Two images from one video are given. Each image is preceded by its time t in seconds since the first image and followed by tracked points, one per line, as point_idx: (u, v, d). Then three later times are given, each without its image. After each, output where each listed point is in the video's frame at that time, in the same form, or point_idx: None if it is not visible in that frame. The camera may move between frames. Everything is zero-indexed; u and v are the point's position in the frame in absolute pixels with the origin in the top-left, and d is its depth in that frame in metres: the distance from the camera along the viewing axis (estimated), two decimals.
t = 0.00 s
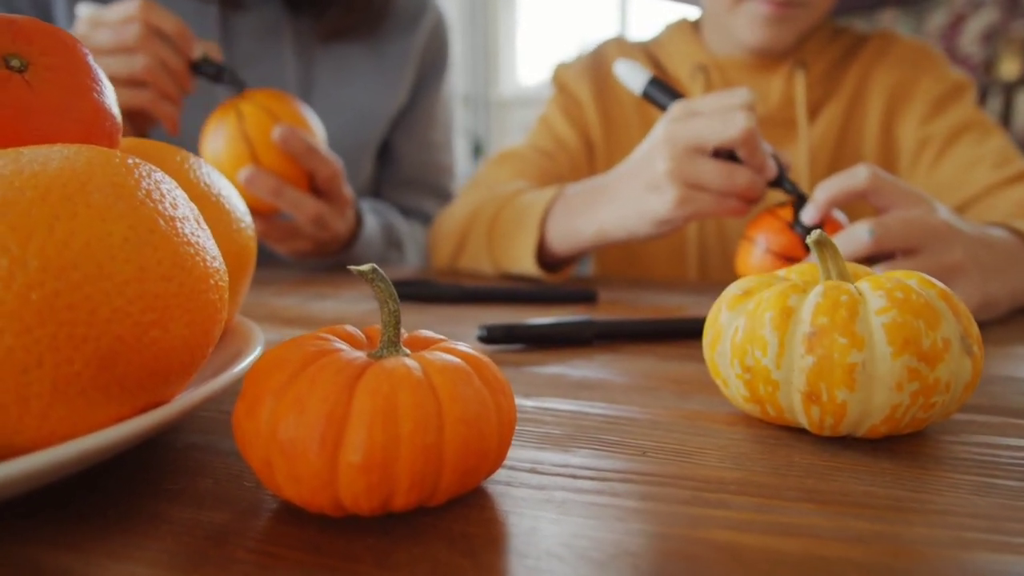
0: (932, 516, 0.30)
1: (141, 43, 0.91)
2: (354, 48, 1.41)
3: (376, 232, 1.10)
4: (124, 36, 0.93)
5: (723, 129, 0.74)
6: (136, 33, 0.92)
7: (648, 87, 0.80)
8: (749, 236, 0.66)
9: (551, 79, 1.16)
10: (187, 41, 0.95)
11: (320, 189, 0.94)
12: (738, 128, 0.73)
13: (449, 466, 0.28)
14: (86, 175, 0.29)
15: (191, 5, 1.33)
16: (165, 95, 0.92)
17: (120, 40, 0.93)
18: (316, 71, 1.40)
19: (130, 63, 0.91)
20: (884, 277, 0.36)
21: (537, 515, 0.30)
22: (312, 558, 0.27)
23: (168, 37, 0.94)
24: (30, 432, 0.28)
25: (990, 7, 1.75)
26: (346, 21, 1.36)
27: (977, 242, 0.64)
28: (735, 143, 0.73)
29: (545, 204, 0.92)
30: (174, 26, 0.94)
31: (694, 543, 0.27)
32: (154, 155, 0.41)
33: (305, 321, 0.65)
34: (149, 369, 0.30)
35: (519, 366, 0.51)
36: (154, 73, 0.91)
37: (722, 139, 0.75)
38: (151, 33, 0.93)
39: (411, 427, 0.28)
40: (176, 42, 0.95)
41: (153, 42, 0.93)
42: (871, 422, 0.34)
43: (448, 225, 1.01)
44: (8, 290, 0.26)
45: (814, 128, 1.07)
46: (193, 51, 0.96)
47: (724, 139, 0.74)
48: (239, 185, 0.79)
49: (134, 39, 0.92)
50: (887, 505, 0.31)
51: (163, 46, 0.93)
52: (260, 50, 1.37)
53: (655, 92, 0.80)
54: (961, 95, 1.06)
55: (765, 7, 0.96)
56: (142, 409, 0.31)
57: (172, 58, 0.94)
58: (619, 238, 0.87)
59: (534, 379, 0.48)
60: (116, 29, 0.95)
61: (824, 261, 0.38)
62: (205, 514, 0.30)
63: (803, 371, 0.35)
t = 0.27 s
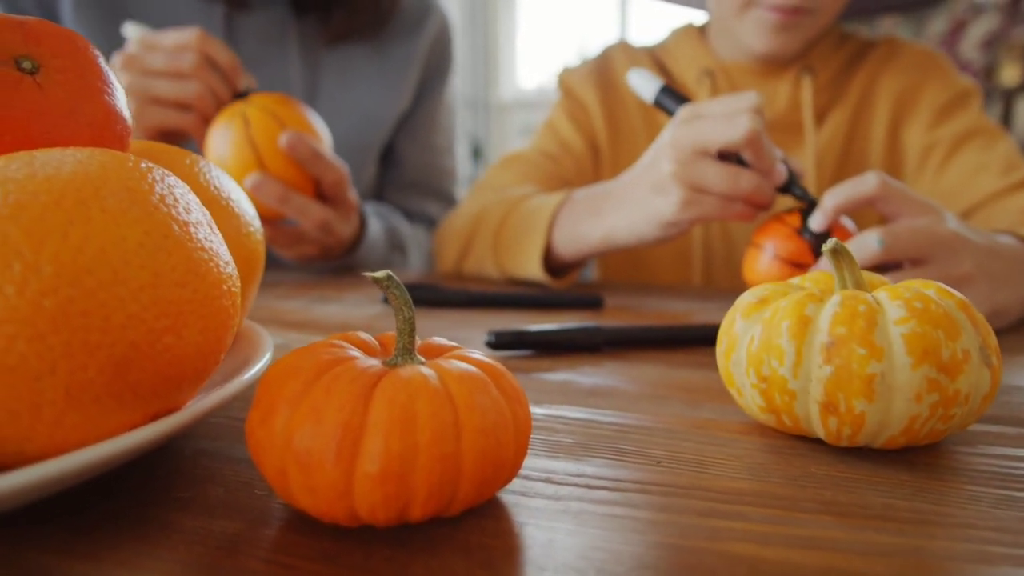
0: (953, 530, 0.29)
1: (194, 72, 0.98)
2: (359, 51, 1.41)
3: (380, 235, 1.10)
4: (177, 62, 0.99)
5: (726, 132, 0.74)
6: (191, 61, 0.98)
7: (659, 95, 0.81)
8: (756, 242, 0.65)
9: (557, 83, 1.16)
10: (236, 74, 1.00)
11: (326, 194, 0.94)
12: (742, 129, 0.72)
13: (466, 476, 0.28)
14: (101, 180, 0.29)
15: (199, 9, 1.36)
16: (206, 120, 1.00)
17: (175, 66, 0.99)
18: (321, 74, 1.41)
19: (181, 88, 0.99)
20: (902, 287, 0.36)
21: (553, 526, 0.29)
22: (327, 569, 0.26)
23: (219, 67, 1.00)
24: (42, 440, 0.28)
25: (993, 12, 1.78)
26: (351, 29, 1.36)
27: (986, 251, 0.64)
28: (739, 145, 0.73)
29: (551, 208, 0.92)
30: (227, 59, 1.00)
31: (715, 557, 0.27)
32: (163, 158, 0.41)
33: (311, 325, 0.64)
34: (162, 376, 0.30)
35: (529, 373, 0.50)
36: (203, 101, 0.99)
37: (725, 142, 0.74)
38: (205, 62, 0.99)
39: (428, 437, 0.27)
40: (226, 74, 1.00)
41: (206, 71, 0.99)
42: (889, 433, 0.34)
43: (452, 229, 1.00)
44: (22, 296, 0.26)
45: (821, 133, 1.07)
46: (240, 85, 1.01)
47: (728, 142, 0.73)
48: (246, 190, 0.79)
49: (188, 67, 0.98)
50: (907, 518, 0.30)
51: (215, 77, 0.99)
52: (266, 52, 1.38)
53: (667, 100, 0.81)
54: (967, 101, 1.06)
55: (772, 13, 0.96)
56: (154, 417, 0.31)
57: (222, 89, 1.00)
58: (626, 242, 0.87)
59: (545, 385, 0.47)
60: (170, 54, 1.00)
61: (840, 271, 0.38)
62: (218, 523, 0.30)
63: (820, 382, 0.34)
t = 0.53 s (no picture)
0: (973, 539, 0.29)
1: (173, 56, 0.97)
2: (363, 55, 1.41)
3: (383, 238, 1.09)
4: (157, 48, 0.98)
5: (739, 138, 0.74)
6: (168, 45, 0.97)
7: (665, 96, 0.80)
8: (764, 246, 0.65)
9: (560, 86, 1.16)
10: (215, 56, 1.01)
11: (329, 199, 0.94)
12: (754, 136, 0.72)
13: (482, 486, 0.28)
14: (112, 186, 0.29)
15: (202, 12, 1.34)
16: (191, 107, 0.99)
17: (151, 51, 0.98)
18: (325, 77, 1.41)
19: (161, 74, 0.97)
20: (916, 293, 0.36)
21: (568, 536, 0.29)
22: None
23: (198, 51, 1.00)
24: (53, 449, 0.27)
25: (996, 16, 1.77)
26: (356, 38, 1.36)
27: (995, 255, 0.63)
28: (751, 151, 0.72)
29: (557, 211, 0.92)
30: (205, 42, 1.00)
31: (734, 566, 0.27)
32: (168, 162, 0.40)
33: (317, 330, 0.64)
34: (173, 384, 0.29)
35: (537, 378, 0.50)
36: (184, 87, 0.98)
37: (737, 147, 0.74)
38: (183, 45, 0.99)
39: (445, 446, 0.27)
40: (205, 55, 1.00)
41: (184, 54, 0.99)
42: (905, 440, 0.33)
43: (456, 233, 1.01)
44: (34, 303, 0.26)
45: (825, 137, 1.07)
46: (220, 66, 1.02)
47: (739, 147, 0.74)
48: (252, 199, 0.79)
49: (165, 51, 0.97)
50: (925, 527, 0.30)
51: (195, 61, 0.99)
52: (269, 56, 1.37)
53: (673, 100, 0.80)
54: (972, 105, 1.06)
55: (776, 18, 0.96)
56: (165, 425, 0.30)
57: (200, 72, 1.00)
58: (632, 245, 0.87)
59: (554, 392, 0.47)
60: (146, 40, 0.99)
61: (852, 276, 0.37)
62: (229, 532, 0.29)
63: (835, 389, 0.34)
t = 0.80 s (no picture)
0: (992, 555, 0.29)
1: (195, 68, 0.97)
2: (366, 57, 1.41)
3: (386, 242, 1.09)
4: (178, 58, 0.98)
5: (746, 145, 0.74)
6: (191, 57, 0.98)
7: (670, 101, 0.79)
8: (771, 254, 0.64)
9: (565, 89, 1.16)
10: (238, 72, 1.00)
11: (334, 203, 0.93)
12: (762, 144, 0.72)
13: (500, 500, 0.27)
14: (125, 194, 0.28)
15: (207, 13, 1.35)
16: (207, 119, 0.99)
17: (174, 62, 0.98)
18: (328, 80, 1.41)
19: (182, 85, 0.98)
20: (933, 304, 0.35)
21: (585, 550, 0.29)
22: None
23: (221, 64, 1.00)
24: (64, 461, 0.27)
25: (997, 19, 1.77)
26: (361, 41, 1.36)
27: (1003, 263, 0.63)
28: (759, 158, 0.73)
29: (562, 215, 0.92)
30: (229, 56, 1.00)
31: None
32: (175, 167, 0.40)
33: (322, 334, 0.64)
34: (186, 395, 0.29)
35: (546, 386, 0.50)
36: (202, 99, 0.98)
37: (745, 154, 0.74)
38: (206, 58, 0.99)
39: (462, 461, 0.27)
40: (228, 71, 1.00)
41: (206, 67, 0.99)
42: (922, 453, 0.33)
43: (461, 237, 1.00)
44: (47, 315, 0.26)
45: (831, 142, 1.07)
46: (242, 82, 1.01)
47: (747, 154, 0.73)
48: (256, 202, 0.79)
49: (188, 62, 0.97)
50: (944, 542, 0.30)
51: (217, 74, 0.99)
52: (273, 58, 1.37)
53: (679, 106, 0.79)
54: (978, 111, 1.06)
55: (782, 24, 0.96)
56: (177, 436, 0.30)
57: (222, 85, 0.99)
58: (639, 251, 0.87)
59: (563, 399, 0.47)
60: (169, 51, 1.00)
61: (867, 286, 0.37)
62: (241, 545, 0.29)
63: (852, 401, 0.34)
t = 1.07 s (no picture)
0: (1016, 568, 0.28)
1: (181, 57, 0.96)
2: (368, 62, 1.41)
3: (389, 247, 1.08)
4: (164, 49, 0.98)
5: (751, 154, 0.72)
6: (176, 47, 0.97)
7: (676, 103, 0.78)
8: (778, 258, 0.64)
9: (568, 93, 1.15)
10: (225, 61, 1.01)
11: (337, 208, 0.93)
12: (765, 155, 0.70)
13: (518, 513, 0.27)
14: (138, 203, 0.28)
15: (210, 16, 1.33)
16: (196, 110, 0.97)
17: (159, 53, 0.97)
18: (330, 85, 1.40)
19: (167, 76, 0.96)
20: (949, 313, 0.35)
21: (603, 562, 0.28)
22: None
23: (207, 54, 1.00)
24: (76, 474, 0.27)
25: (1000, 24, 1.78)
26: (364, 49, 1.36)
27: (1013, 269, 0.63)
28: (762, 169, 0.71)
29: (568, 218, 0.92)
30: (213, 46, 1.00)
31: None
32: (178, 173, 0.39)
33: (328, 340, 0.63)
34: (199, 407, 0.29)
35: (557, 393, 0.49)
36: (190, 90, 0.97)
37: (749, 164, 0.72)
38: (190, 48, 0.98)
39: (481, 474, 0.26)
40: (214, 60, 1.00)
41: (192, 58, 0.98)
42: (940, 464, 0.33)
43: (465, 242, 1.00)
44: (59, 327, 0.25)
45: (836, 146, 1.07)
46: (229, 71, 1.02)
47: (750, 164, 0.72)
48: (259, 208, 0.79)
49: (174, 53, 0.97)
50: (966, 554, 0.29)
51: (202, 63, 0.99)
52: (276, 62, 1.36)
53: (684, 109, 0.78)
54: (983, 116, 1.06)
55: (783, 32, 0.97)
56: (189, 448, 0.30)
57: (208, 76, 0.99)
58: (644, 255, 0.87)
59: (574, 408, 0.46)
60: (156, 44, 0.99)
61: (880, 293, 0.37)
62: (254, 558, 0.29)
63: (869, 411, 0.33)
